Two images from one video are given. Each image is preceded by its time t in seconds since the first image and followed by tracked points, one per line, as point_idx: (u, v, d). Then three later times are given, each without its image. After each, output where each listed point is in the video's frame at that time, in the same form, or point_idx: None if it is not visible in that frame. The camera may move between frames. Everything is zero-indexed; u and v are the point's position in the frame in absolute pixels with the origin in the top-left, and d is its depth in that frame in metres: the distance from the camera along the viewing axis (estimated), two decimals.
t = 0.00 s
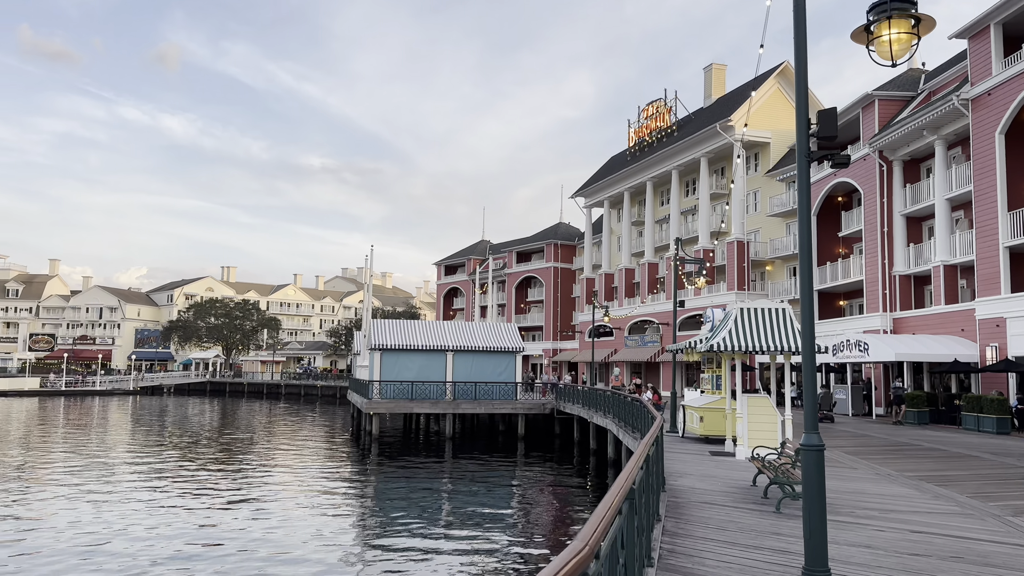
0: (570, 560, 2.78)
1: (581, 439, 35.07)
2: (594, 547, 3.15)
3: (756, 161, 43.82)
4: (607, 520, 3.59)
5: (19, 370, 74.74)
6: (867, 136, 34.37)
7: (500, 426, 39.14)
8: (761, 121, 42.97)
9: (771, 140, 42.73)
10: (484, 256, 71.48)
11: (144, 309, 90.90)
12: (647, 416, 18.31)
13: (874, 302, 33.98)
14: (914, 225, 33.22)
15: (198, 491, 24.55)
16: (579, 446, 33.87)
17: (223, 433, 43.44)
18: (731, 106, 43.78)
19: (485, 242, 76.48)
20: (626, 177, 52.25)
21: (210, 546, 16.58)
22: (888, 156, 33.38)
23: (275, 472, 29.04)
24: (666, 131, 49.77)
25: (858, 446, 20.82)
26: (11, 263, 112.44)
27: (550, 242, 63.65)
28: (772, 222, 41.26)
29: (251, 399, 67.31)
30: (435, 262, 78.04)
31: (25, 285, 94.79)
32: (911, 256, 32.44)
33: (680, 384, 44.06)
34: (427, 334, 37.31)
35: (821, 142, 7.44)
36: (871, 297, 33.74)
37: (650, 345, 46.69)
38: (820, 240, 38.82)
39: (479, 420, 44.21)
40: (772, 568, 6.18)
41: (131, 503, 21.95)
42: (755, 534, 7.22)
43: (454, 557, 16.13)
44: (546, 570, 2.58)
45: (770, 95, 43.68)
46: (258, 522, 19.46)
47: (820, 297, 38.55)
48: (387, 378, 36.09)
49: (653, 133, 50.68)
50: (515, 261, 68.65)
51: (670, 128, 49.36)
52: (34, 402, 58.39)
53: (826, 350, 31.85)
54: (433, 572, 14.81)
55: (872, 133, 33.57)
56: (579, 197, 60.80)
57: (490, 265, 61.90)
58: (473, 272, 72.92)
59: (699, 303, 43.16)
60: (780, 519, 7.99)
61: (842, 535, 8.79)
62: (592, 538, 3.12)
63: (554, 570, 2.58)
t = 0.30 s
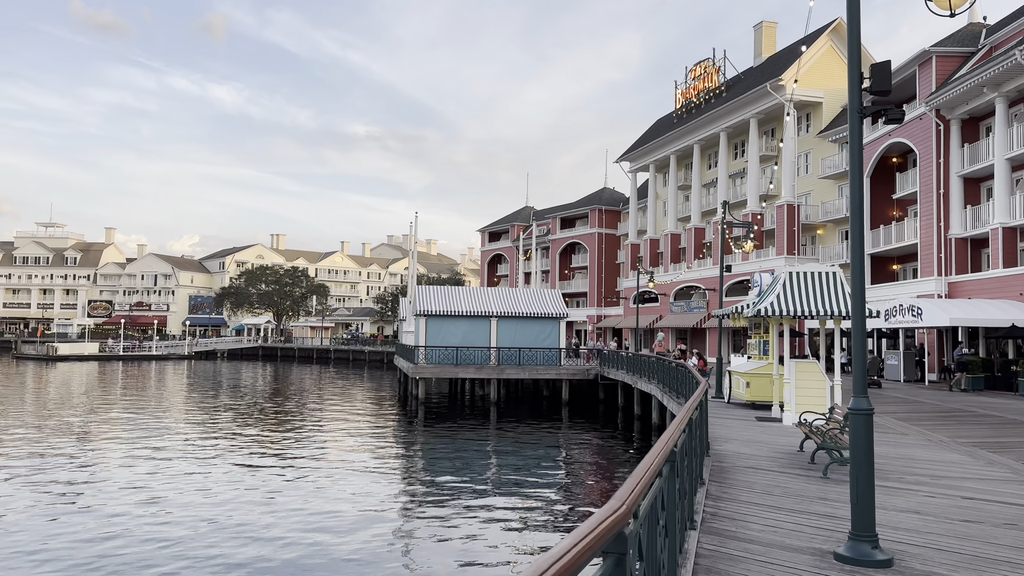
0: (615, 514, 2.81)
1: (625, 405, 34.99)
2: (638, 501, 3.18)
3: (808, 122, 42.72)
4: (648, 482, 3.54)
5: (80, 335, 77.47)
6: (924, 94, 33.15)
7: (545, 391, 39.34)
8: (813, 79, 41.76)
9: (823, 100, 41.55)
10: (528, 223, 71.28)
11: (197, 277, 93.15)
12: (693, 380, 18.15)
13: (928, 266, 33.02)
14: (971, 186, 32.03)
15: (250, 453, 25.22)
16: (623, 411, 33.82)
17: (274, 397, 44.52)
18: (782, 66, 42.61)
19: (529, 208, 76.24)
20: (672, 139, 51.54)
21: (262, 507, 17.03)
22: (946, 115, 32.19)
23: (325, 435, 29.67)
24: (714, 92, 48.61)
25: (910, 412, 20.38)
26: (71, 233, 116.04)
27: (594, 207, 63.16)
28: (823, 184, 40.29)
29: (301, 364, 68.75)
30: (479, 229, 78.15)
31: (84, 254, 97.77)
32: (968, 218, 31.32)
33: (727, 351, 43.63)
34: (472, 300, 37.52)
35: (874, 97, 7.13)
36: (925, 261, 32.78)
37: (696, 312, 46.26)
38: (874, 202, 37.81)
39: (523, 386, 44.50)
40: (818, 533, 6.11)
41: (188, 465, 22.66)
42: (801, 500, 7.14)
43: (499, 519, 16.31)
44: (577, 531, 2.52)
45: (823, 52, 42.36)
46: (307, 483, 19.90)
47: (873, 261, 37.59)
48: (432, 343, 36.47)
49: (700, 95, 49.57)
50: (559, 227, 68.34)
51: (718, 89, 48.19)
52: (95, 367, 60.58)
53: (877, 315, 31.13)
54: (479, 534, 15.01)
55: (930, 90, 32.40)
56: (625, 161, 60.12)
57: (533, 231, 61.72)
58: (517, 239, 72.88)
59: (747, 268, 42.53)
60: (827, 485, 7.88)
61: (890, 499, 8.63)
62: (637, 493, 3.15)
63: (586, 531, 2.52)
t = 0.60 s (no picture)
0: (645, 475, 2.75)
1: (676, 368, 34.70)
2: (671, 461, 3.11)
3: (869, 78, 41.11)
4: (683, 442, 3.47)
5: (145, 299, 80.06)
6: (995, 46, 31.43)
7: (595, 354, 39.31)
8: (876, 33, 40.04)
9: (887, 54, 39.90)
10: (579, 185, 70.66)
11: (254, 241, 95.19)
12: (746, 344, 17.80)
13: (995, 227, 31.57)
14: None
15: (306, 413, 25.81)
16: (674, 375, 33.56)
17: (330, 359, 45.45)
18: (843, 19, 40.95)
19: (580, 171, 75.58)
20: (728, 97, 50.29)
21: (317, 466, 17.39)
22: (1017, 69, 30.48)
23: (378, 396, 30.19)
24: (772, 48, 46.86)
25: (974, 377, 19.73)
26: (134, 200, 119.30)
27: (647, 169, 62.22)
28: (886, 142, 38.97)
29: (356, 326, 69.94)
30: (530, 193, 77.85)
31: (146, 220, 100.53)
32: None
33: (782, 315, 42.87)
34: (522, 265, 37.54)
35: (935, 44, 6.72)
36: (991, 222, 31.37)
37: (751, 275, 45.45)
38: (939, 161, 36.32)
39: (574, 349, 44.54)
40: (867, 499, 5.95)
41: (246, 424, 23.30)
42: (852, 465, 6.96)
43: (548, 481, 16.39)
44: (599, 493, 2.47)
45: (887, 4, 40.52)
46: (361, 444, 20.27)
47: (937, 222, 36.19)
48: (482, 307, 36.69)
49: (758, 51, 47.81)
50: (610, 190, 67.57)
51: (776, 44, 46.37)
52: (160, 329, 62.65)
53: (940, 278, 30.05)
54: (528, 495, 15.11)
55: (1000, 44, 30.73)
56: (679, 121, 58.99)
57: (584, 194, 61.17)
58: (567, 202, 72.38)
59: (804, 230, 41.50)
60: (880, 450, 7.65)
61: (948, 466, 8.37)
62: (670, 453, 3.08)
63: (609, 492, 2.47)
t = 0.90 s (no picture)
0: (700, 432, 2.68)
1: (745, 331, 34.06)
2: (731, 419, 3.01)
3: (956, 26, 38.87)
4: (745, 398, 3.36)
5: (221, 261, 82.72)
6: None
7: (661, 317, 38.86)
8: None
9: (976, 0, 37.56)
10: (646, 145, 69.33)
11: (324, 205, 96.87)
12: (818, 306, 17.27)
13: None
14: None
15: (375, 372, 26.38)
16: (742, 337, 32.96)
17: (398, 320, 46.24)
18: None
19: (647, 129, 74.04)
20: (803, 50, 48.33)
21: (386, 423, 17.80)
22: None
23: (444, 357, 30.60)
24: None
25: None
26: (209, 164, 122.68)
27: (717, 126, 60.57)
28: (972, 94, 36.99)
29: (422, 288, 70.86)
30: (596, 152, 76.82)
31: (220, 184, 103.38)
32: None
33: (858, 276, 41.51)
34: (586, 226, 37.19)
35: None
36: None
37: (825, 235, 44.03)
38: None
39: (639, 311, 44.15)
40: (943, 465, 5.72)
41: (317, 382, 23.96)
42: (926, 429, 6.71)
43: (612, 443, 16.36)
44: (651, 449, 2.41)
45: None
46: (428, 402, 20.62)
47: None
48: (546, 269, 36.58)
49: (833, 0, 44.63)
50: (679, 149, 66.09)
51: None
52: (235, 290, 64.75)
53: None
54: (594, 456, 15.15)
55: None
56: (751, 76, 57.05)
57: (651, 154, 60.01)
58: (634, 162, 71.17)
59: (882, 188, 39.88)
60: (958, 414, 7.35)
61: None
62: (729, 411, 2.99)
63: (662, 449, 2.42)
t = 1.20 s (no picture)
0: (772, 399, 2.58)
1: (819, 298, 33.07)
2: (805, 387, 2.89)
3: None
4: (821, 365, 3.23)
5: (294, 230, 84.80)
6: None
7: (731, 284, 38.10)
8: None
9: None
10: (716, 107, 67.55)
11: (392, 174, 97.96)
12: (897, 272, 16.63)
13: None
14: None
15: (443, 339, 26.72)
16: (817, 305, 32.05)
17: (465, 287, 46.67)
18: None
19: (718, 91, 72.08)
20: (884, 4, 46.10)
21: (455, 391, 18.02)
22: None
23: (511, 324, 30.76)
24: None
25: None
26: (281, 134, 125.36)
27: (791, 87, 58.52)
28: None
29: (488, 255, 71.25)
30: (664, 116, 75.29)
31: (292, 153, 105.60)
32: None
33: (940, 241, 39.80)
34: (654, 192, 36.57)
35: None
36: None
37: (905, 198, 42.26)
38: None
39: (708, 278, 43.40)
40: None
41: (387, 348, 24.42)
42: (1014, 400, 6.37)
43: (680, 412, 16.20)
44: (720, 416, 2.33)
45: None
46: (496, 370, 20.79)
47: None
48: (612, 236, 36.21)
49: None
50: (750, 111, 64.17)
51: None
52: (307, 258, 66.45)
53: None
54: (663, 426, 15.03)
55: None
56: (828, 33, 54.77)
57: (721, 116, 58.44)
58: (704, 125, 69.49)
59: (967, 148, 37.97)
60: None
61: None
62: (803, 378, 2.87)
63: (731, 416, 2.33)
